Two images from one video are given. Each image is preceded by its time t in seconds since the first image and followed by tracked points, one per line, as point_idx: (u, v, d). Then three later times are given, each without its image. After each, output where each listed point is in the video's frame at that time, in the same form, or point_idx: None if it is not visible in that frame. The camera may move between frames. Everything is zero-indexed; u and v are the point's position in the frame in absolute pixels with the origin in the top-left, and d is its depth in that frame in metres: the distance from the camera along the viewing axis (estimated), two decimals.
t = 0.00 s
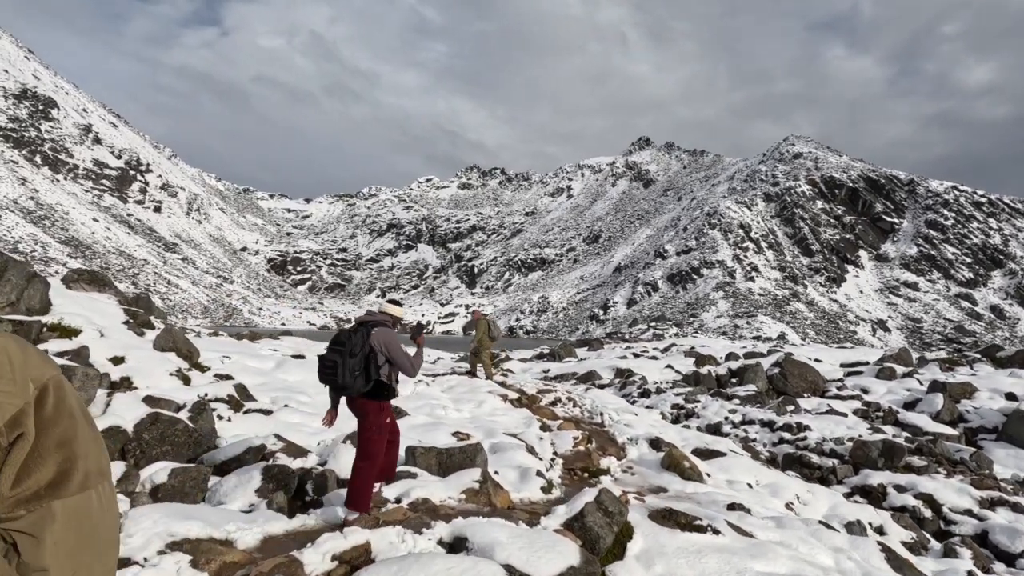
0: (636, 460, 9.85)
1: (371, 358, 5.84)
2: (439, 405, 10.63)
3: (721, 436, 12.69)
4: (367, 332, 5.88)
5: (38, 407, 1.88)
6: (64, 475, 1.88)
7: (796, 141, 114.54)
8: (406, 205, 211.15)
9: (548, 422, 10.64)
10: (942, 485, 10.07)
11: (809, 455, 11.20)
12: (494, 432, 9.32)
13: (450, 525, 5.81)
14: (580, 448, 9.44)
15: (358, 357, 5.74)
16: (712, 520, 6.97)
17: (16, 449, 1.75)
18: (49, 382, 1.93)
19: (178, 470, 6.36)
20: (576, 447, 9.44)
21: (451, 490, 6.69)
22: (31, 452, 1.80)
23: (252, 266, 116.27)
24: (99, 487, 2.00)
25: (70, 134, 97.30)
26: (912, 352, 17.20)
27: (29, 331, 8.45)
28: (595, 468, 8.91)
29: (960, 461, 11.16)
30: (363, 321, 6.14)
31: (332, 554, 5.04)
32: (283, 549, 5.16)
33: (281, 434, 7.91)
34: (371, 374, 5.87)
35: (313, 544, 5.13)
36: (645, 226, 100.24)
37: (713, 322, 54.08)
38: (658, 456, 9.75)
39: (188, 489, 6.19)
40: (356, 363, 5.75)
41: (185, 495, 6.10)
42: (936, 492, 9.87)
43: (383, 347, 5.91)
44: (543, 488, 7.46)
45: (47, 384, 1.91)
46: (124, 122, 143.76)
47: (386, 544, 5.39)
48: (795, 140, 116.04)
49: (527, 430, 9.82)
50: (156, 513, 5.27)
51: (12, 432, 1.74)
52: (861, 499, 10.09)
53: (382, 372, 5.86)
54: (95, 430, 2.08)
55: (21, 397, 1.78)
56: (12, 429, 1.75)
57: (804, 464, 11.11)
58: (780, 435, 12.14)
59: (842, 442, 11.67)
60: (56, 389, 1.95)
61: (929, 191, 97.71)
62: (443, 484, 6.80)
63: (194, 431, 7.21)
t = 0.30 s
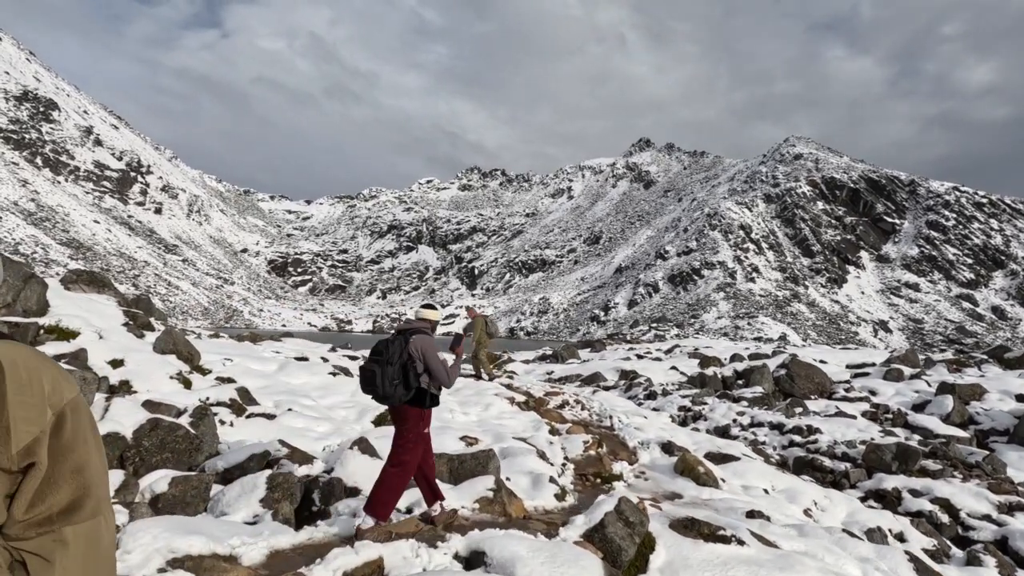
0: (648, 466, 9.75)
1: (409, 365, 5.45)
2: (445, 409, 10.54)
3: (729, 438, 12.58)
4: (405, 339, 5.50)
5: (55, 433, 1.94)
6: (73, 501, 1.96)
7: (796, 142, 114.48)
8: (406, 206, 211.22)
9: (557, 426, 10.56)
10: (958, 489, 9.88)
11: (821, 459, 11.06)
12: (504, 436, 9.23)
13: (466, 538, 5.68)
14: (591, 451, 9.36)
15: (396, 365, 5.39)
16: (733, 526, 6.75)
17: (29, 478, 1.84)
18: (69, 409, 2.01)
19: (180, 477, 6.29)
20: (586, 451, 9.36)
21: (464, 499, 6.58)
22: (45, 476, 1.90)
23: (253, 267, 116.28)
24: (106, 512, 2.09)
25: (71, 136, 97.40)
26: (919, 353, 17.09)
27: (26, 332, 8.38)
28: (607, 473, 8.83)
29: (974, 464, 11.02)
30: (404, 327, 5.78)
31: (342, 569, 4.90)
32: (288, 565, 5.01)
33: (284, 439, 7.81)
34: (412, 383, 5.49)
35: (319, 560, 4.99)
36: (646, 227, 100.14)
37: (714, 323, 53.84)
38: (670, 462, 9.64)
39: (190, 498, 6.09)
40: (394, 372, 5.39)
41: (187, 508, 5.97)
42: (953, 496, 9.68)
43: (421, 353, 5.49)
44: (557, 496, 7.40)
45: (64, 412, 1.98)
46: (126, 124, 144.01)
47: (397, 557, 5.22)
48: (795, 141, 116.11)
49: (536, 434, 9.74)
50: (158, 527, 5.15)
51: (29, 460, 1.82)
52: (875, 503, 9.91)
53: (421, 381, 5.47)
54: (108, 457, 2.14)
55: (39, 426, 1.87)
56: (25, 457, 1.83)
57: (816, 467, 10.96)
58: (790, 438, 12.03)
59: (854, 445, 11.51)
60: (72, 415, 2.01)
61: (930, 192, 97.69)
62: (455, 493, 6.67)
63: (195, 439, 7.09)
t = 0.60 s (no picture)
0: (662, 472, 9.66)
1: (458, 378, 5.50)
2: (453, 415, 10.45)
3: (740, 442, 12.50)
4: (452, 350, 5.56)
5: (91, 475, 1.82)
6: (109, 544, 1.82)
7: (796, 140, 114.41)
8: (406, 206, 211.38)
9: (568, 432, 10.49)
10: (974, 493, 9.80)
11: (834, 462, 10.96)
12: (516, 444, 9.13)
13: (488, 559, 5.49)
14: (604, 459, 9.28)
15: (444, 377, 5.48)
16: (756, 539, 6.60)
17: (64, 523, 1.71)
18: (103, 449, 1.89)
19: (187, 492, 6.15)
20: (599, 459, 9.27)
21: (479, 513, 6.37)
22: (81, 520, 1.78)
23: (254, 268, 116.34)
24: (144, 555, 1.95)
25: (71, 137, 97.38)
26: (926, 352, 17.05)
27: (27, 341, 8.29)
28: (620, 481, 8.75)
29: (987, 467, 10.95)
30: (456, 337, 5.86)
31: None
32: None
33: (293, 450, 7.73)
34: (462, 395, 5.54)
35: None
36: (646, 226, 100.03)
37: (716, 322, 53.78)
38: (684, 469, 9.54)
39: (198, 514, 5.98)
40: (444, 384, 5.49)
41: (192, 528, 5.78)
42: (970, 501, 9.59)
43: (469, 365, 5.51)
44: (574, 508, 7.21)
45: (101, 452, 1.87)
46: (125, 125, 143.99)
47: None
48: (795, 139, 116.05)
49: (548, 441, 9.66)
50: (163, 553, 4.95)
51: (64, 506, 1.70)
52: (890, 508, 9.81)
53: (470, 393, 5.48)
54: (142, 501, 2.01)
55: (74, 470, 1.74)
56: (62, 500, 1.70)
57: (829, 472, 10.87)
58: (801, 441, 11.95)
59: (867, 448, 11.40)
60: (106, 456, 1.88)
61: (930, 189, 97.65)
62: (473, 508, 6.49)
63: (203, 452, 6.98)
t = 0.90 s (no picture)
0: (671, 477, 9.58)
1: (509, 389, 5.71)
2: (458, 418, 10.40)
3: (746, 444, 12.45)
4: (503, 361, 5.80)
5: (76, 453, 2.09)
6: (99, 514, 2.09)
7: (798, 139, 114.11)
8: (407, 205, 211.29)
9: (576, 436, 10.42)
10: (986, 497, 9.70)
11: (843, 465, 10.86)
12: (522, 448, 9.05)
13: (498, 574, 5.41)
14: (612, 464, 9.20)
15: (495, 387, 5.69)
16: (772, 549, 6.46)
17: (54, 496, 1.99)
18: (91, 429, 2.17)
19: (186, 502, 6.07)
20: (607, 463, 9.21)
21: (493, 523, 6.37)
22: (66, 494, 2.03)
23: (255, 268, 116.40)
24: (148, 514, 2.26)
25: (72, 138, 97.47)
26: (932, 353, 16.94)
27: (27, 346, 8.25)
28: (629, 486, 8.69)
29: (998, 469, 10.86)
30: (503, 349, 6.12)
31: None
32: None
33: (295, 456, 7.67)
34: (512, 407, 5.71)
35: None
36: (648, 225, 99.81)
37: (717, 321, 53.65)
38: (693, 474, 9.46)
39: (198, 525, 5.90)
40: (495, 395, 5.68)
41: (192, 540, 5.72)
42: (982, 505, 9.49)
43: (519, 376, 5.74)
44: (584, 515, 7.11)
45: (89, 434, 2.14)
46: (126, 125, 144.12)
47: None
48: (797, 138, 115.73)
49: (555, 445, 9.59)
50: (162, 571, 4.89)
51: (48, 482, 1.97)
52: (901, 511, 9.71)
53: (519, 405, 5.68)
54: (135, 471, 2.28)
55: (58, 451, 2.01)
56: (47, 478, 1.97)
57: (838, 474, 10.77)
58: (808, 443, 11.87)
59: (876, 451, 11.30)
60: (92, 438, 2.16)
61: (933, 188, 97.34)
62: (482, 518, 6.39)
63: (202, 460, 6.92)
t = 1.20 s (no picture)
0: (679, 478, 9.53)
1: (566, 383, 6.03)
2: (461, 418, 10.36)
3: (752, 444, 12.38)
4: (560, 357, 6.08)
5: (70, 422, 2.11)
6: (90, 487, 2.11)
7: (798, 140, 114.15)
8: (408, 206, 211.49)
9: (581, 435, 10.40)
10: (998, 499, 9.60)
11: (851, 466, 10.77)
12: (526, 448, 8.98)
13: None
14: (620, 464, 9.17)
15: (554, 382, 5.99)
16: (789, 552, 6.39)
17: (45, 463, 2.00)
18: (87, 401, 2.19)
19: (181, 505, 5.98)
20: (614, 464, 9.18)
21: (499, 527, 6.33)
22: (59, 462, 2.05)
23: (255, 268, 116.34)
24: (145, 487, 2.30)
25: (73, 138, 97.49)
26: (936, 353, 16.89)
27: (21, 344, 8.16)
28: (638, 488, 8.65)
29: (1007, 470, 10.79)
30: (554, 344, 6.38)
31: None
32: None
33: (294, 457, 7.57)
34: (568, 403, 6.03)
35: None
36: (648, 226, 99.86)
37: (717, 322, 53.57)
38: (701, 475, 9.41)
39: (193, 528, 5.80)
40: (552, 390, 5.99)
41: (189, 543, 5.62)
42: (995, 507, 9.40)
43: (575, 372, 6.07)
44: (592, 517, 7.10)
45: (83, 404, 2.17)
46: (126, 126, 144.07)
47: None
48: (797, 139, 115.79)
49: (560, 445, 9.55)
50: None
51: (39, 449, 1.99)
52: (911, 513, 9.62)
53: (574, 400, 6.01)
54: (133, 447, 2.31)
55: (53, 418, 2.04)
56: (37, 444, 1.99)
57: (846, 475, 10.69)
58: (815, 444, 11.80)
59: (885, 451, 11.22)
60: (88, 407, 2.18)
61: (933, 189, 97.40)
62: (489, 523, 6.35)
63: (198, 461, 6.83)
